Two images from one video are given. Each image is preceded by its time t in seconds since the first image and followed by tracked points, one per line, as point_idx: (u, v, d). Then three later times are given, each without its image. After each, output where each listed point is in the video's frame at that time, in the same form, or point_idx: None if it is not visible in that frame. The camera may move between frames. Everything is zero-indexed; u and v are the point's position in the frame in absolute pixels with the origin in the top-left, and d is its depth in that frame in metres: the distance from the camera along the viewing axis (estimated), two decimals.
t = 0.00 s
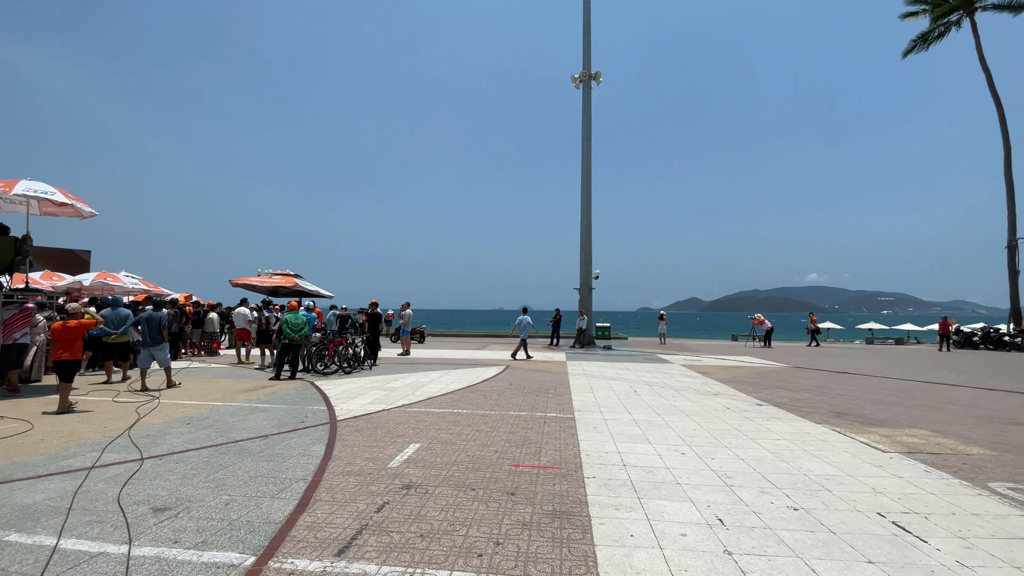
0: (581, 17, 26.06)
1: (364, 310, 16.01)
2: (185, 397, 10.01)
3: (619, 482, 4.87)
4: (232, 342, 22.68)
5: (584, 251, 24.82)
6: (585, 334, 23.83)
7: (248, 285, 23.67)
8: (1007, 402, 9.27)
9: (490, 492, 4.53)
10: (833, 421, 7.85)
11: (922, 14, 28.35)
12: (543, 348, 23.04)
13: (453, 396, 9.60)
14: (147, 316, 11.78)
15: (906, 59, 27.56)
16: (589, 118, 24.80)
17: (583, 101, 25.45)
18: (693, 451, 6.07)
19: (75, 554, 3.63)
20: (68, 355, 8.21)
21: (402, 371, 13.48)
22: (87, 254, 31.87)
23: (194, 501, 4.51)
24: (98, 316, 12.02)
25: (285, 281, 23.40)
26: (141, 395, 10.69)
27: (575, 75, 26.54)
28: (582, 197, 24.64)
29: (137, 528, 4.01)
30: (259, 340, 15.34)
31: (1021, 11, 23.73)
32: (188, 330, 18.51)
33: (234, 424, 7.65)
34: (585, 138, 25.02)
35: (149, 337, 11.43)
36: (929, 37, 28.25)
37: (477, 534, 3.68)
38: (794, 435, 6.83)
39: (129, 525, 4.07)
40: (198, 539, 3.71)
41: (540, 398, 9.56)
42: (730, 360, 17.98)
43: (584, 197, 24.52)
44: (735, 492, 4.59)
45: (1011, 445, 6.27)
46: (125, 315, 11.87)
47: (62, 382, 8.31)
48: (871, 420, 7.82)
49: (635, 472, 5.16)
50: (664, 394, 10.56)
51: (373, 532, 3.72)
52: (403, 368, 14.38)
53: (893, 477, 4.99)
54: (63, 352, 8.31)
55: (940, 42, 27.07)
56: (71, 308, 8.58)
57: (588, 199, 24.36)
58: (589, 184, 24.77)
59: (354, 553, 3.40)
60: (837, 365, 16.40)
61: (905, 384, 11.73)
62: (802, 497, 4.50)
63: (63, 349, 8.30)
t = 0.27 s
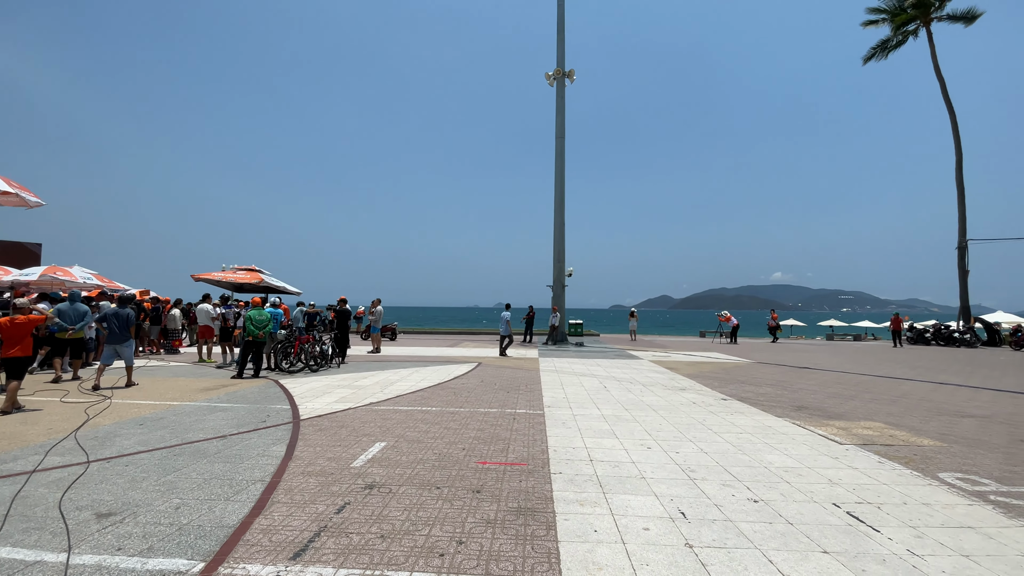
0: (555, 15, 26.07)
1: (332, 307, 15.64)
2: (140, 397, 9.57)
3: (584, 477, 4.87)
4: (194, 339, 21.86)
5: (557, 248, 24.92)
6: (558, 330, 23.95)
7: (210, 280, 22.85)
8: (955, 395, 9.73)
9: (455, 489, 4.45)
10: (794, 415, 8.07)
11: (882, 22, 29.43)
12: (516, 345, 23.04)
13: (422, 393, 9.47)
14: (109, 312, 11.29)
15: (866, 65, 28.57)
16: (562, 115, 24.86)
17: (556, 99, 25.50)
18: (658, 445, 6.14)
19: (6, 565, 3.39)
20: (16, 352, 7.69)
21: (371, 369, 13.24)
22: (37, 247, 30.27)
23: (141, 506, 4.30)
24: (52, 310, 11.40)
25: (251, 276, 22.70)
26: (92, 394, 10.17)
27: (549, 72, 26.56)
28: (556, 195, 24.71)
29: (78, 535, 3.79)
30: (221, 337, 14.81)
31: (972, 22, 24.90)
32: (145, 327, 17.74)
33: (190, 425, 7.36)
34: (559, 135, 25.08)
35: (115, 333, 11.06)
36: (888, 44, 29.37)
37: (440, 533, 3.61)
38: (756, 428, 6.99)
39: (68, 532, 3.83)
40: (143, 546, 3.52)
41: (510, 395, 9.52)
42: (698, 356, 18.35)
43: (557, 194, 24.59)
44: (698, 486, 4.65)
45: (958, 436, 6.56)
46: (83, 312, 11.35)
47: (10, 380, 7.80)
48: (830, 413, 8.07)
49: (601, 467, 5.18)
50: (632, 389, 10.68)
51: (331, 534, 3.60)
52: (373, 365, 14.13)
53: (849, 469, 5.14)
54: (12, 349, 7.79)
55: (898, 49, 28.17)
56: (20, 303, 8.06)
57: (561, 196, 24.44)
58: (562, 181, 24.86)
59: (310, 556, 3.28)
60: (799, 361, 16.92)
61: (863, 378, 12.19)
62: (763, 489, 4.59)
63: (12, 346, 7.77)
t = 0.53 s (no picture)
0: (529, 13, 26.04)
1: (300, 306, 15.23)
2: (90, 401, 9.09)
3: (553, 476, 4.80)
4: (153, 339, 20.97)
5: (531, 246, 24.90)
6: (532, 329, 23.94)
7: (172, 277, 21.96)
8: (911, 389, 10.10)
9: (420, 492, 4.32)
10: (760, 410, 8.21)
11: (845, 30, 30.45)
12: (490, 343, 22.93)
13: (391, 393, 9.27)
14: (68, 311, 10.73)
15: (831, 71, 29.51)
16: (537, 114, 24.85)
17: (530, 97, 25.49)
18: (628, 442, 6.13)
19: None
20: None
21: (340, 369, 12.92)
22: None
23: (82, 517, 4.03)
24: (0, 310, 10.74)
25: (215, 273, 21.92)
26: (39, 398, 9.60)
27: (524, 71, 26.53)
28: (530, 194, 24.69)
29: (7, 550, 3.51)
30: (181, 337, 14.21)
31: (929, 33, 25.98)
32: (101, 327, 16.90)
33: (143, 429, 7.00)
34: (533, 134, 25.06)
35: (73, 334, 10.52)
36: (851, 52, 30.42)
37: (402, 539, 3.48)
38: (724, 424, 7.08)
39: None
40: (80, 560, 3.29)
41: (482, 394, 9.41)
42: (669, 354, 18.60)
43: (532, 193, 24.59)
44: (666, 483, 4.64)
45: (916, 429, 6.78)
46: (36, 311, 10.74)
47: None
48: (796, 409, 8.24)
49: (571, 466, 5.12)
50: (604, 387, 10.71)
51: (287, 542, 3.43)
52: (342, 365, 13.80)
53: (813, 463, 5.23)
54: None
55: (861, 57, 29.21)
56: None
57: (535, 194, 24.44)
58: (537, 180, 24.86)
59: (263, 566, 3.11)
60: (766, 358, 17.35)
61: (826, 374, 12.55)
62: (730, 486, 4.62)
63: None
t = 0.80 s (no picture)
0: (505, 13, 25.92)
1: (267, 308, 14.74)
2: (36, 408, 8.54)
3: (524, 483, 4.65)
4: (112, 343, 20.02)
5: (508, 247, 24.76)
6: (509, 330, 23.80)
7: (133, 278, 21.03)
8: (877, 388, 10.33)
9: (383, 503, 4.11)
10: (732, 411, 8.24)
11: (813, 38, 31.29)
12: (466, 345, 22.68)
13: (360, 398, 8.98)
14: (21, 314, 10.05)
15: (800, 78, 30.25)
16: (513, 114, 24.72)
17: (506, 97, 25.35)
18: (600, 445, 6.03)
19: None
20: None
21: (309, 372, 12.52)
22: None
23: (10, 536, 3.70)
24: None
25: (179, 274, 21.06)
26: None
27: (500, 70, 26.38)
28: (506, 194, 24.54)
29: None
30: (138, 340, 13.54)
31: (892, 42, 26.86)
32: (54, 330, 16.01)
33: (90, 439, 6.58)
34: (509, 134, 24.92)
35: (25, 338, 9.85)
36: (819, 59, 31.25)
37: (360, 554, 3.28)
38: (696, 425, 7.06)
39: None
40: None
41: (455, 397, 9.20)
42: (644, 354, 18.71)
43: (508, 193, 24.45)
44: (638, 487, 4.55)
45: (881, 427, 6.89)
46: None
47: None
48: (766, 408, 8.30)
49: (542, 471, 4.98)
50: (579, 388, 10.63)
51: (235, 561, 3.20)
52: (311, 369, 13.39)
53: (783, 464, 5.22)
54: None
55: (829, 64, 30.03)
56: None
57: (511, 195, 24.31)
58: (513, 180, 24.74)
59: None
60: (738, 357, 17.60)
61: (795, 373, 12.78)
62: (701, 489, 4.55)
63: None
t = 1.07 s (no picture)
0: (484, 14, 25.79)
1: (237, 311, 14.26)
2: None
3: (495, 494, 4.47)
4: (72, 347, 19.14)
5: (487, 249, 24.58)
6: (488, 333, 23.60)
7: (96, 280, 20.17)
8: (849, 389, 10.47)
9: (344, 520, 3.89)
10: (708, 414, 8.21)
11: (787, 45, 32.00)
12: (444, 348, 22.40)
13: (330, 405, 8.69)
14: None
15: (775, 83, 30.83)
16: (493, 115, 24.58)
17: (485, 98, 25.21)
18: (576, 452, 5.89)
19: None
20: None
21: (279, 378, 12.12)
22: None
23: None
24: None
25: (144, 276, 20.26)
26: None
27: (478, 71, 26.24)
28: (486, 196, 24.37)
29: None
30: (97, 346, 12.92)
31: (863, 50, 27.60)
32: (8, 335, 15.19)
33: (36, 452, 6.17)
34: (488, 136, 24.76)
35: None
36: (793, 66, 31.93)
37: None
38: (672, 429, 6.99)
39: None
40: None
41: (429, 403, 8.98)
42: (622, 356, 18.74)
43: (487, 195, 24.29)
44: (612, 497, 4.43)
45: (854, 429, 6.93)
46: None
47: None
48: (741, 411, 8.30)
49: (514, 481, 4.82)
50: (556, 392, 10.51)
51: None
52: (282, 374, 12.97)
53: (758, 469, 5.16)
54: None
55: (802, 71, 30.69)
56: None
57: (490, 197, 24.15)
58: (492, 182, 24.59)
59: None
60: (715, 359, 17.76)
61: (770, 375, 12.90)
62: (676, 497, 4.45)
63: None
